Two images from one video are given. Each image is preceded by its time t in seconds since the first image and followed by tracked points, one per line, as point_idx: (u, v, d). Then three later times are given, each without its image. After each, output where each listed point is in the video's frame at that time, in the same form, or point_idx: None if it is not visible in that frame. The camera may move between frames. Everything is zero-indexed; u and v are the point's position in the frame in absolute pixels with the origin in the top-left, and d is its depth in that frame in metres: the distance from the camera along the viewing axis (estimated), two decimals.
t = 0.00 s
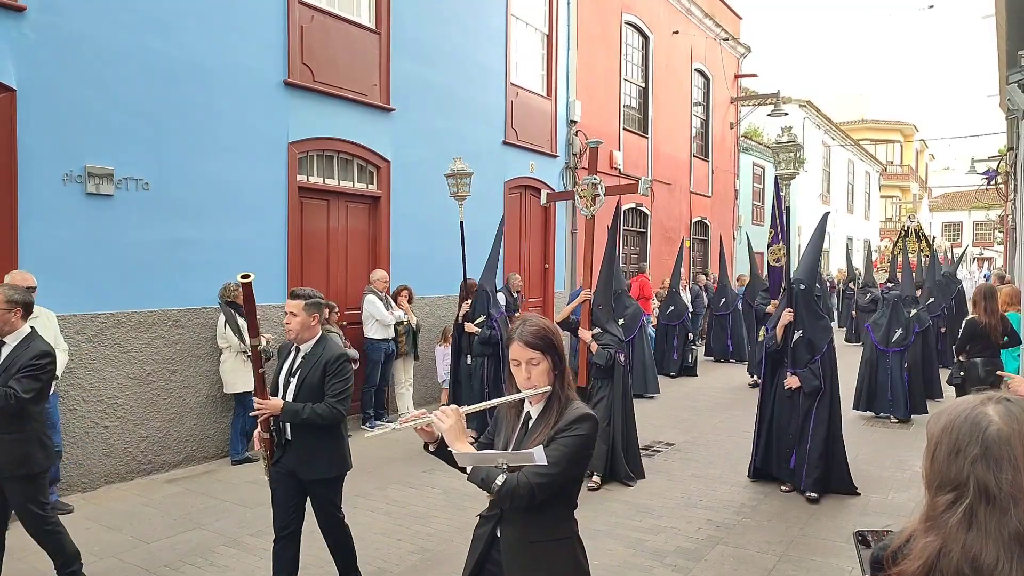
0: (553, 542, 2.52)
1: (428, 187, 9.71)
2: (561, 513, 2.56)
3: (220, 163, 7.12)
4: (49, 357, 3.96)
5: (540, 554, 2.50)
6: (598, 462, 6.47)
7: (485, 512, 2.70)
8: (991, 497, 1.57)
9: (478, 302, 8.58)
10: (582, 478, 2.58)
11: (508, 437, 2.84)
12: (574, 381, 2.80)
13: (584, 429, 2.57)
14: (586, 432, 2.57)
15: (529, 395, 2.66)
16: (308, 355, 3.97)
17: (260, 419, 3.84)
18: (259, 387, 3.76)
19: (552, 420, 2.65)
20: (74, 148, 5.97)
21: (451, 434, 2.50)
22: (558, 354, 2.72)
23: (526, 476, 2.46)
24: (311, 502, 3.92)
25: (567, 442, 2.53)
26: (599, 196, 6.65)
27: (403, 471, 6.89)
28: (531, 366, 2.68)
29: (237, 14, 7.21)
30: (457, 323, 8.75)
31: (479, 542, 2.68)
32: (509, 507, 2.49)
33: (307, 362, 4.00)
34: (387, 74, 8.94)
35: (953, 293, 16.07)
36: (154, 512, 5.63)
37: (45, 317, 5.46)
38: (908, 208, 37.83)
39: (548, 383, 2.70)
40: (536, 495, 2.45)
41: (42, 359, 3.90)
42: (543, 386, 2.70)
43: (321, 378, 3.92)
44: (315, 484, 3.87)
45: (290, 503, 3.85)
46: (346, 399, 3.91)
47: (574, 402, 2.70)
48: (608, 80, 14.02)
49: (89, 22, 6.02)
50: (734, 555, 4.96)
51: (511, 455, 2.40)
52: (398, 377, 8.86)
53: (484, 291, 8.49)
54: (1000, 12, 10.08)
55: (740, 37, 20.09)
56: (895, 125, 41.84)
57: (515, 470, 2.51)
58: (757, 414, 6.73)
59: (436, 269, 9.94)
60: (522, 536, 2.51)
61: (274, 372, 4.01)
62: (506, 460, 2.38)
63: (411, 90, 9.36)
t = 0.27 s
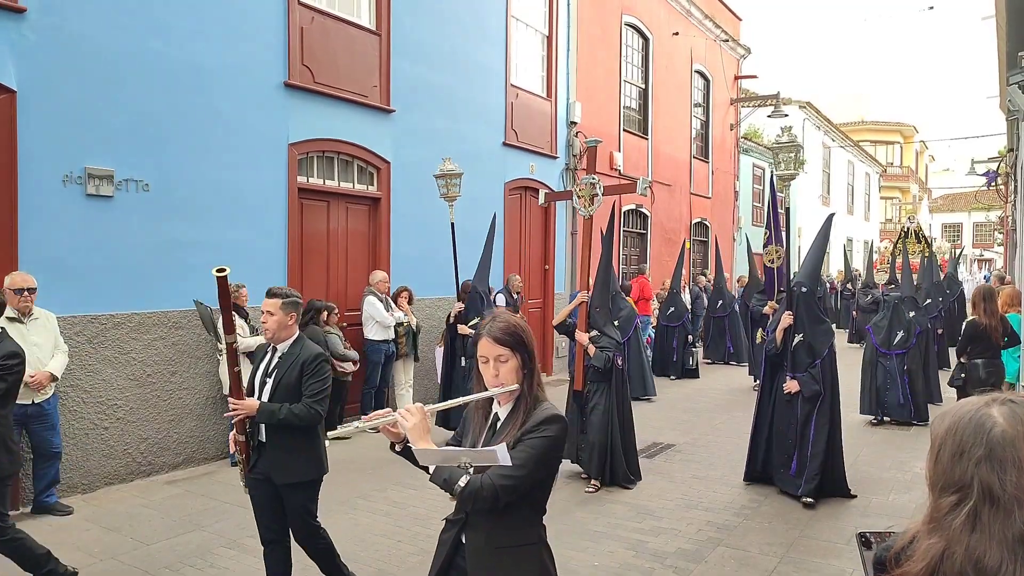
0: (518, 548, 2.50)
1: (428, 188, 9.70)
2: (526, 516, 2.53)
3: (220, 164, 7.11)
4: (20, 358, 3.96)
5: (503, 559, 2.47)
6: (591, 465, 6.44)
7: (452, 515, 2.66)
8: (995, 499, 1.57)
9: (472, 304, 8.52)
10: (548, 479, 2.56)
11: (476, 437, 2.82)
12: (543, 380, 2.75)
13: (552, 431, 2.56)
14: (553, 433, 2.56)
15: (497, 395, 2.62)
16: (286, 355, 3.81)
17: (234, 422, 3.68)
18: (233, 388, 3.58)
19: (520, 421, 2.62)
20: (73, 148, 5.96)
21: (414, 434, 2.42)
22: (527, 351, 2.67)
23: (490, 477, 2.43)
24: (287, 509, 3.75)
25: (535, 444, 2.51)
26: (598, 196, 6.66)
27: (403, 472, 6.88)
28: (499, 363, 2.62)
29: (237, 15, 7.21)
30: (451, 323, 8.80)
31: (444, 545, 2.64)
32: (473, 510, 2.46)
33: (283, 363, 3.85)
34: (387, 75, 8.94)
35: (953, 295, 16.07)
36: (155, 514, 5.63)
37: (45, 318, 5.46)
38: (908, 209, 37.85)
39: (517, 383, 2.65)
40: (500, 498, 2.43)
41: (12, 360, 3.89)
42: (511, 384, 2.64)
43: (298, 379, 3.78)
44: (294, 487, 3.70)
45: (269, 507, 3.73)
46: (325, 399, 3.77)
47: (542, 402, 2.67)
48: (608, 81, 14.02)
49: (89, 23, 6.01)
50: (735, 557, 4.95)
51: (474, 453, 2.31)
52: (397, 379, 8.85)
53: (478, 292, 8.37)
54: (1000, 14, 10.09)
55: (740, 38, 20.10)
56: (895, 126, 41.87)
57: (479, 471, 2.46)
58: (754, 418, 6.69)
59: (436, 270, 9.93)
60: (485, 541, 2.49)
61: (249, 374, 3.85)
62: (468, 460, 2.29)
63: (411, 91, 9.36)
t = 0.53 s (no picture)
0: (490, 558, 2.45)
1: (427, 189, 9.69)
2: (500, 525, 2.49)
3: (220, 164, 7.11)
4: None
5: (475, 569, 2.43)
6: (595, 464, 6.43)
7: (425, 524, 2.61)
8: (995, 501, 1.58)
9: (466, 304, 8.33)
10: (523, 487, 2.49)
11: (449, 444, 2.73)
12: (518, 385, 2.66)
13: (526, 438, 2.48)
14: (528, 441, 2.48)
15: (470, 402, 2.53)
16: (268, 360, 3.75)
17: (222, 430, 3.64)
18: (218, 398, 3.53)
19: (494, 427, 2.54)
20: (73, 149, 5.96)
21: (384, 440, 2.39)
22: (502, 356, 2.58)
23: (461, 486, 2.37)
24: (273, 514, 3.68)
25: (508, 451, 2.43)
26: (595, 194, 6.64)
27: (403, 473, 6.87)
28: (473, 369, 2.54)
29: (237, 16, 7.21)
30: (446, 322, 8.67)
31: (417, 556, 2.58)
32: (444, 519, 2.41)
33: (266, 367, 3.80)
34: (387, 75, 8.93)
35: (953, 295, 16.06)
36: (154, 515, 5.62)
37: (45, 319, 5.46)
38: (908, 209, 37.84)
39: (491, 389, 2.56)
40: (472, 506, 2.36)
41: None
42: (486, 390, 2.56)
43: (282, 383, 3.72)
44: (285, 491, 3.66)
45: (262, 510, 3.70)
46: (312, 402, 3.71)
47: (517, 407, 2.59)
48: (608, 81, 14.01)
49: (88, 23, 6.01)
50: (736, 558, 4.94)
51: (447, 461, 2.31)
52: (397, 379, 8.85)
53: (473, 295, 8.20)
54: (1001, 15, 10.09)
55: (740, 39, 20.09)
56: (895, 126, 41.87)
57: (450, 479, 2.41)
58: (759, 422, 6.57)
59: (436, 270, 9.93)
60: (458, 551, 2.45)
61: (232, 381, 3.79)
62: (441, 467, 2.30)
63: (411, 91, 9.36)
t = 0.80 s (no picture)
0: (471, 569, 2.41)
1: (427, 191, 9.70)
2: (482, 534, 2.46)
3: (219, 166, 7.11)
4: None
5: None
6: (597, 470, 6.35)
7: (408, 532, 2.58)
8: (981, 502, 1.61)
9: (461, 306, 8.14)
10: (504, 497, 2.45)
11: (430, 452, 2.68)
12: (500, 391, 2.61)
13: (508, 446, 2.43)
14: (509, 448, 2.43)
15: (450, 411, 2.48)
16: (257, 366, 3.68)
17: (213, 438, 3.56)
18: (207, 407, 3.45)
19: (476, 434, 2.49)
20: (72, 150, 5.96)
21: (362, 450, 2.34)
22: (484, 363, 2.53)
23: (441, 496, 2.34)
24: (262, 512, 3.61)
25: (490, 461, 2.39)
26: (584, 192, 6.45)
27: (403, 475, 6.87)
28: (454, 378, 2.49)
29: (236, 17, 7.21)
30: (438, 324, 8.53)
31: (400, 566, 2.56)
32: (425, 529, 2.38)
33: (254, 373, 3.72)
34: (386, 76, 8.94)
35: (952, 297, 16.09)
36: (153, 516, 5.62)
37: (44, 321, 5.46)
38: (908, 211, 37.89)
39: (472, 397, 2.51)
40: (452, 518, 2.33)
41: None
42: (467, 399, 2.51)
43: (271, 389, 3.66)
44: (277, 498, 3.58)
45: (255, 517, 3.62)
46: (304, 406, 3.66)
47: (500, 414, 2.53)
48: (608, 83, 14.02)
49: (88, 25, 6.02)
50: (735, 560, 4.95)
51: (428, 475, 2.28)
52: (396, 380, 8.84)
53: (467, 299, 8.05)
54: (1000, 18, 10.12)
55: (739, 40, 20.11)
56: (894, 128, 41.92)
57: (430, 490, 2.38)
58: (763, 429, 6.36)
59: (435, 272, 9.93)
60: (438, 561, 2.41)
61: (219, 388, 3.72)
62: (421, 480, 2.26)
63: (411, 93, 9.36)
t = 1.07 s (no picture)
0: None
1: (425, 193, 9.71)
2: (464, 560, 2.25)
3: (217, 168, 7.11)
4: None
5: None
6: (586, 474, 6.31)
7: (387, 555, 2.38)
8: (953, 498, 1.63)
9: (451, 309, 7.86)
10: (486, 520, 2.24)
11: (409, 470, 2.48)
12: (486, 406, 2.41)
13: (490, 465, 2.23)
14: (491, 468, 2.23)
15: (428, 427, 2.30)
16: (248, 374, 3.58)
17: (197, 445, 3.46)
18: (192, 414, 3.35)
19: (456, 453, 2.29)
20: (70, 153, 5.96)
21: (337, 466, 2.17)
22: (464, 377, 2.34)
23: (418, 518, 2.15)
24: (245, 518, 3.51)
25: (468, 481, 2.19)
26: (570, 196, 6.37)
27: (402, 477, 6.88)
28: (432, 393, 2.31)
29: (235, 20, 7.23)
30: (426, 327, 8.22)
31: None
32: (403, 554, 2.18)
33: (242, 379, 3.62)
34: (385, 79, 8.95)
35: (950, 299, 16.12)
36: (152, 519, 5.62)
37: (43, 323, 5.46)
38: (906, 213, 37.96)
39: (452, 412, 2.32)
40: (429, 541, 2.14)
41: None
42: (447, 414, 2.32)
43: (260, 398, 3.56)
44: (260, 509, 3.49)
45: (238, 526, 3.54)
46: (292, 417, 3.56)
47: (483, 431, 2.34)
48: (606, 86, 14.04)
49: (87, 28, 6.03)
50: (734, 562, 4.95)
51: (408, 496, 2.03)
52: (395, 383, 8.84)
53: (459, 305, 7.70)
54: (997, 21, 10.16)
55: (738, 43, 20.16)
56: (892, 131, 42.01)
57: (408, 511, 2.19)
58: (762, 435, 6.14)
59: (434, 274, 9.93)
60: None
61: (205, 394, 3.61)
62: (396, 502, 2.04)
63: (409, 96, 9.38)
